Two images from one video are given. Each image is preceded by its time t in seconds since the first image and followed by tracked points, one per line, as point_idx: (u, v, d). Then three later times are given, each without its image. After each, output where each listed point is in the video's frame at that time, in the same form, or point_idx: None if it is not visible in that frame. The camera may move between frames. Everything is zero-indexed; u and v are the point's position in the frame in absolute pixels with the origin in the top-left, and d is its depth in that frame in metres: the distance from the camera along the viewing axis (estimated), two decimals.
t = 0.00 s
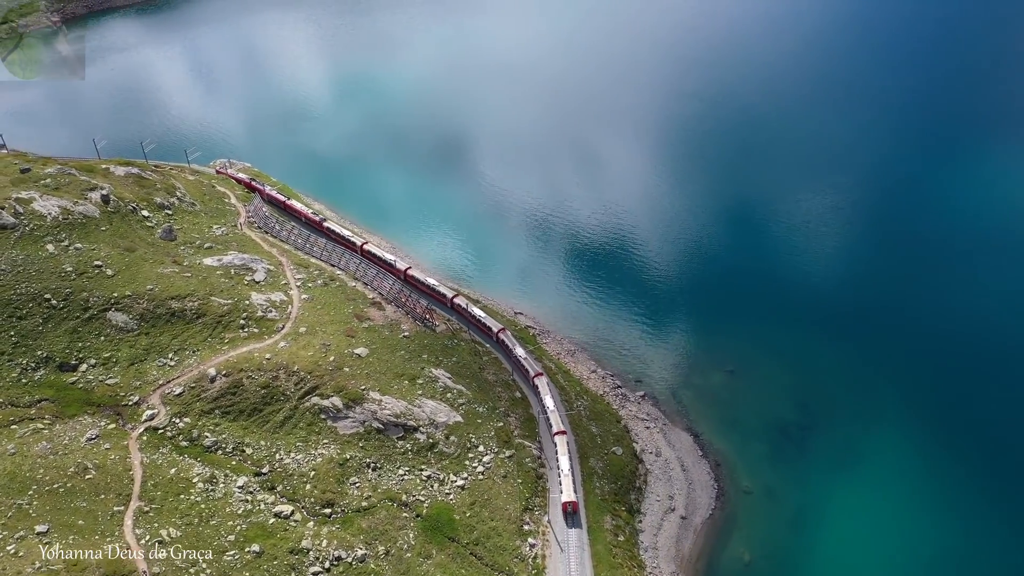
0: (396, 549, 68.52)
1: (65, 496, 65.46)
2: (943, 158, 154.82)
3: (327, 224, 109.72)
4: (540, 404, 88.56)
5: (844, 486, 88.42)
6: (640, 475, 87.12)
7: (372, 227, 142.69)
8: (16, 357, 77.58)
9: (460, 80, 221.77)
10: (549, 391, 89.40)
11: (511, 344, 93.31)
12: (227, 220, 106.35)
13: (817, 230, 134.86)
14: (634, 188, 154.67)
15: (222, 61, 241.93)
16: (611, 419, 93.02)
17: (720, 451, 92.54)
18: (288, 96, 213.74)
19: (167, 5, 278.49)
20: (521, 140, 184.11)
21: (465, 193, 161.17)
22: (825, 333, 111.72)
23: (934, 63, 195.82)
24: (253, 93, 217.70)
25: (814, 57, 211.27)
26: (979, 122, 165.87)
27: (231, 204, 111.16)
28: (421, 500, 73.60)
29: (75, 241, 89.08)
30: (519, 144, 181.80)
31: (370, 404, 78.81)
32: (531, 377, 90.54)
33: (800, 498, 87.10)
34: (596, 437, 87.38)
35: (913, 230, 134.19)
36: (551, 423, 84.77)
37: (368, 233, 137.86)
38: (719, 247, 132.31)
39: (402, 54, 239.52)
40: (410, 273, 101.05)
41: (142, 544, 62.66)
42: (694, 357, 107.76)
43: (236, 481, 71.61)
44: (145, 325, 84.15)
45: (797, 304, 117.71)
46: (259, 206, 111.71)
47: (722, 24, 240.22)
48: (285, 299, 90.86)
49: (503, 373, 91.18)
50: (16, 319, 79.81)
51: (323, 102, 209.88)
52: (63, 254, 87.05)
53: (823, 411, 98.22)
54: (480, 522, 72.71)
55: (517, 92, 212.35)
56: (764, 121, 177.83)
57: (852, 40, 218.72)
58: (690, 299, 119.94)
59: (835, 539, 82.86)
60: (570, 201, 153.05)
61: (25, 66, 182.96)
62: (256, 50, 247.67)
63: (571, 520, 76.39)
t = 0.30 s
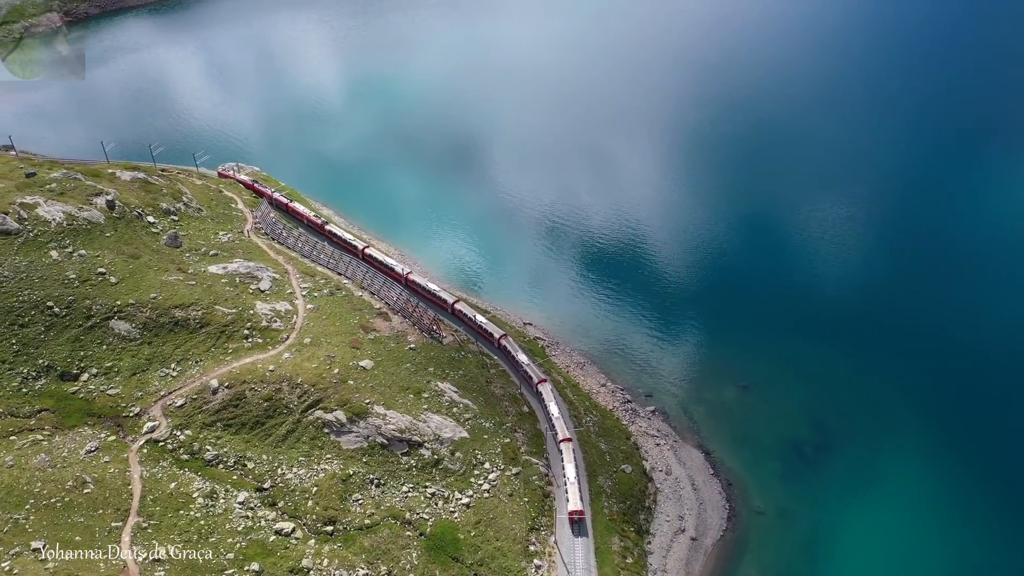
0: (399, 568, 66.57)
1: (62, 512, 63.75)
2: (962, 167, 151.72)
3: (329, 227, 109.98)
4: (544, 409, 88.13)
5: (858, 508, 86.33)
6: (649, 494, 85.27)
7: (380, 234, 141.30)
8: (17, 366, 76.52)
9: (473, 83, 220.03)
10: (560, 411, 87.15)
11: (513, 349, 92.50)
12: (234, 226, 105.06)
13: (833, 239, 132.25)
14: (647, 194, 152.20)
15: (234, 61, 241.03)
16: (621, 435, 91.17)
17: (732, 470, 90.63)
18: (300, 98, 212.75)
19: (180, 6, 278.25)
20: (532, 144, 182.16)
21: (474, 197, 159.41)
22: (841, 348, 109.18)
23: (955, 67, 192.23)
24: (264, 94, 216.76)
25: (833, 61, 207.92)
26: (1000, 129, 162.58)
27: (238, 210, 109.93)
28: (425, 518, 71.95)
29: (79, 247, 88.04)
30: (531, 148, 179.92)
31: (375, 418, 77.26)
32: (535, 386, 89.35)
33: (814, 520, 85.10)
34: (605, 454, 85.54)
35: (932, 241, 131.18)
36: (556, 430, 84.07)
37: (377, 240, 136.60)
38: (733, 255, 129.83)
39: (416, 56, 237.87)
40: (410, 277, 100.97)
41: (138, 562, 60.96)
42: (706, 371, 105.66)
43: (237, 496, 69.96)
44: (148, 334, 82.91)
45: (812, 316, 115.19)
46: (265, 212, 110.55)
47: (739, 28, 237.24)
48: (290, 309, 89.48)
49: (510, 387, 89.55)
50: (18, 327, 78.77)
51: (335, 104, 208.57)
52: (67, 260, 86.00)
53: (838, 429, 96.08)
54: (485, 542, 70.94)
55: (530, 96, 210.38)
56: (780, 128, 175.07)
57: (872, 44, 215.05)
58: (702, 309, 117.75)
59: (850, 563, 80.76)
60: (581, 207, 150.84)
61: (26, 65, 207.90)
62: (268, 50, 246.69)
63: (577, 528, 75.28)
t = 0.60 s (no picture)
0: None
1: (59, 526, 61.87)
2: (982, 177, 148.75)
3: (331, 230, 110.63)
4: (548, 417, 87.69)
5: (873, 530, 84.18)
6: (659, 514, 83.38)
7: (389, 241, 140.12)
8: (18, 375, 75.48)
9: (487, 85, 218.11)
10: (570, 430, 85.23)
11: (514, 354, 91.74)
12: (240, 232, 103.76)
13: (849, 250, 129.74)
14: (659, 199, 150.07)
15: (248, 60, 240.16)
16: (630, 452, 89.31)
17: (744, 489, 88.68)
18: (311, 100, 211.64)
19: (193, 6, 277.90)
20: (545, 148, 180.21)
21: (485, 202, 157.97)
22: (856, 362, 106.69)
23: (975, 74, 188.95)
24: (276, 95, 215.56)
25: (853, 66, 204.54)
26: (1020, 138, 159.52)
27: (245, 215, 108.64)
28: (429, 537, 70.02)
29: (83, 254, 86.97)
30: (543, 152, 178.20)
31: (379, 433, 75.66)
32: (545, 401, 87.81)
33: (827, 542, 83.03)
34: (614, 473, 83.71)
35: (952, 252, 128.48)
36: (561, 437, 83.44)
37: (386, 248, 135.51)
38: (748, 264, 127.42)
39: (429, 57, 236.28)
40: (411, 282, 101.58)
41: None
42: (719, 386, 103.52)
43: (237, 512, 68.20)
44: (150, 343, 81.65)
45: (828, 329, 112.72)
46: (273, 218, 109.28)
47: (756, 33, 234.21)
48: (295, 319, 88.05)
49: (518, 402, 87.89)
50: (19, 335, 77.74)
51: (347, 107, 207.40)
52: (70, 267, 84.95)
53: (853, 448, 93.92)
54: (490, 562, 68.85)
55: (544, 99, 208.29)
56: (797, 135, 172.35)
57: (892, 50, 211.54)
58: (714, 320, 115.63)
59: None
60: (592, 211, 148.94)
61: (25, 66, 196.91)
62: (280, 51, 245.71)
63: (584, 535, 75.19)
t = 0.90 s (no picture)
0: None
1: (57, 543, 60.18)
2: (1003, 190, 145.94)
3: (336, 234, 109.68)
4: (552, 425, 86.89)
5: (890, 554, 82.03)
6: (669, 535, 81.50)
7: (398, 248, 138.75)
8: (19, 385, 74.42)
9: (500, 89, 216.36)
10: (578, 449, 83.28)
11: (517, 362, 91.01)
12: (247, 238, 102.44)
13: (866, 263, 127.33)
14: (672, 207, 148.09)
15: (261, 61, 239.36)
16: (640, 471, 87.50)
17: (758, 510, 86.66)
18: (323, 102, 210.65)
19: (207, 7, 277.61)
20: (558, 154, 178.37)
21: (496, 208, 156.48)
22: (874, 379, 104.30)
23: (996, 85, 185.99)
24: (288, 97, 214.49)
25: (872, 75, 201.70)
26: None
27: (253, 221, 107.38)
28: (433, 557, 68.21)
29: (88, 261, 85.94)
30: (555, 158, 176.48)
31: (384, 449, 74.02)
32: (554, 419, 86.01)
33: (842, 565, 81.01)
34: (623, 492, 81.88)
35: (973, 266, 125.74)
36: (567, 444, 82.79)
37: (395, 256, 134.15)
38: (762, 275, 125.15)
39: (442, 60, 234.86)
40: (413, 287, 100.49)
41: None
42: (732, 401, 101.36)
43: (238, 529, 66.10)
44: (154, 353, 80.40)
45: (844, 344, 110.38)
46: (281, 224, 107.96)
47: (774, 40, 231.60)
48: (301, 329, 86.62)
49: (526, 417, 86.28)
50: (21, 343, 76.78)
51: (359, 110, 206.18)
52: (75, 274, 83.90)
53: (869, 468, 91.72)
54: None
55: (557, 103, 206.40)
56: (815, 144, 169.79)
57: (912, 59, 208.50)
58: (728, 333, 113.46)
59: None
60: (603, 219, 147.11)
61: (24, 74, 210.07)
62: (293, 52, 245.03)
63: (591, 547, 74.06)
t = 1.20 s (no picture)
0: None
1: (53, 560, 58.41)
2: None
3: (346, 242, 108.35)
4: (556, 434, 85.61)
5: None
6: (679, 557, 79.47)
7: (408, 255, 137.50)
8: (19, 394, 73.29)
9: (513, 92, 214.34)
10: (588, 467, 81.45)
11: (518, 368, 89.94)
12: (254, 245, 101.23)
13: (885, 274, 124.73)
14: (685, 214, 145.83)
15: (274, 62, 238.34)
16: (650, 490, 85.61)
17: (771, 534, 84.93)
18: (334, 104, 209.52)
19: (221, 7, 277.46)
20: (570, 158, 176.48)
21: (507, 214, 154.67)
22: (892, 396, 101.83)
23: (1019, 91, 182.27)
24: (300, 98, 213.31)
25: (891, 81, 198.44)
26: None
27: (260, 228, 106.10)
28: None
29: (92, 268, 84.81)
30: (568, 163, 174.45)
31: (387, 466, 72.33)
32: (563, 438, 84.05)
33: None
34: (632, 513, 79.99)
35: (994, 278, 122.73)
36: (572, 452, 81.80)
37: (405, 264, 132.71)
38: (778, 286, 122.76)
39: (456, 62, 233.17)
40: (415, 292, 99.67)
41: None
42: (745, 418, 99.30)
43: (237, 546, 64.01)
44: (156, 363, 79.13)
45: (862, 359, 107.92)
46: (288, 230, 106.68)
47: (792, 45, 228.44)
48: (306, 340, 85.17)
49: (534, 433, 84.48)
50: (22, 352, 75.72)
51: (371, 112, 204.57)
52: (78, 282, 82.80)
53: (886, 490, 89.63)
54: None
55: (571, 107, 204.21)
56: (833, 151, 166.79)
57: (934, 65, 204.74)
58: (742, 345, 111.34)
59: None
60: (616, 225, 145.10)
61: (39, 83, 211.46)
62: (306, 52, 244.15)
63: (597, 554, 73.33)
